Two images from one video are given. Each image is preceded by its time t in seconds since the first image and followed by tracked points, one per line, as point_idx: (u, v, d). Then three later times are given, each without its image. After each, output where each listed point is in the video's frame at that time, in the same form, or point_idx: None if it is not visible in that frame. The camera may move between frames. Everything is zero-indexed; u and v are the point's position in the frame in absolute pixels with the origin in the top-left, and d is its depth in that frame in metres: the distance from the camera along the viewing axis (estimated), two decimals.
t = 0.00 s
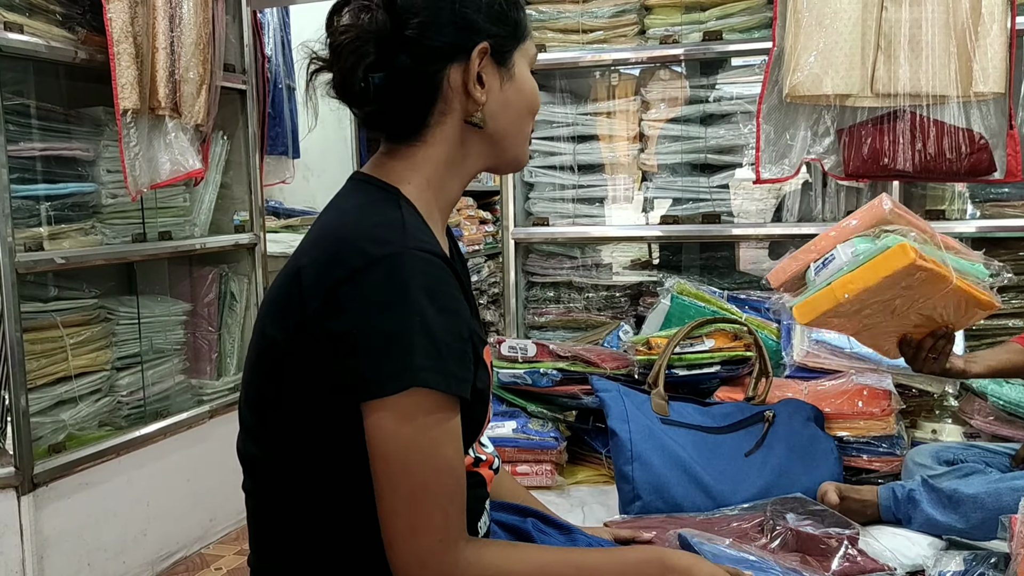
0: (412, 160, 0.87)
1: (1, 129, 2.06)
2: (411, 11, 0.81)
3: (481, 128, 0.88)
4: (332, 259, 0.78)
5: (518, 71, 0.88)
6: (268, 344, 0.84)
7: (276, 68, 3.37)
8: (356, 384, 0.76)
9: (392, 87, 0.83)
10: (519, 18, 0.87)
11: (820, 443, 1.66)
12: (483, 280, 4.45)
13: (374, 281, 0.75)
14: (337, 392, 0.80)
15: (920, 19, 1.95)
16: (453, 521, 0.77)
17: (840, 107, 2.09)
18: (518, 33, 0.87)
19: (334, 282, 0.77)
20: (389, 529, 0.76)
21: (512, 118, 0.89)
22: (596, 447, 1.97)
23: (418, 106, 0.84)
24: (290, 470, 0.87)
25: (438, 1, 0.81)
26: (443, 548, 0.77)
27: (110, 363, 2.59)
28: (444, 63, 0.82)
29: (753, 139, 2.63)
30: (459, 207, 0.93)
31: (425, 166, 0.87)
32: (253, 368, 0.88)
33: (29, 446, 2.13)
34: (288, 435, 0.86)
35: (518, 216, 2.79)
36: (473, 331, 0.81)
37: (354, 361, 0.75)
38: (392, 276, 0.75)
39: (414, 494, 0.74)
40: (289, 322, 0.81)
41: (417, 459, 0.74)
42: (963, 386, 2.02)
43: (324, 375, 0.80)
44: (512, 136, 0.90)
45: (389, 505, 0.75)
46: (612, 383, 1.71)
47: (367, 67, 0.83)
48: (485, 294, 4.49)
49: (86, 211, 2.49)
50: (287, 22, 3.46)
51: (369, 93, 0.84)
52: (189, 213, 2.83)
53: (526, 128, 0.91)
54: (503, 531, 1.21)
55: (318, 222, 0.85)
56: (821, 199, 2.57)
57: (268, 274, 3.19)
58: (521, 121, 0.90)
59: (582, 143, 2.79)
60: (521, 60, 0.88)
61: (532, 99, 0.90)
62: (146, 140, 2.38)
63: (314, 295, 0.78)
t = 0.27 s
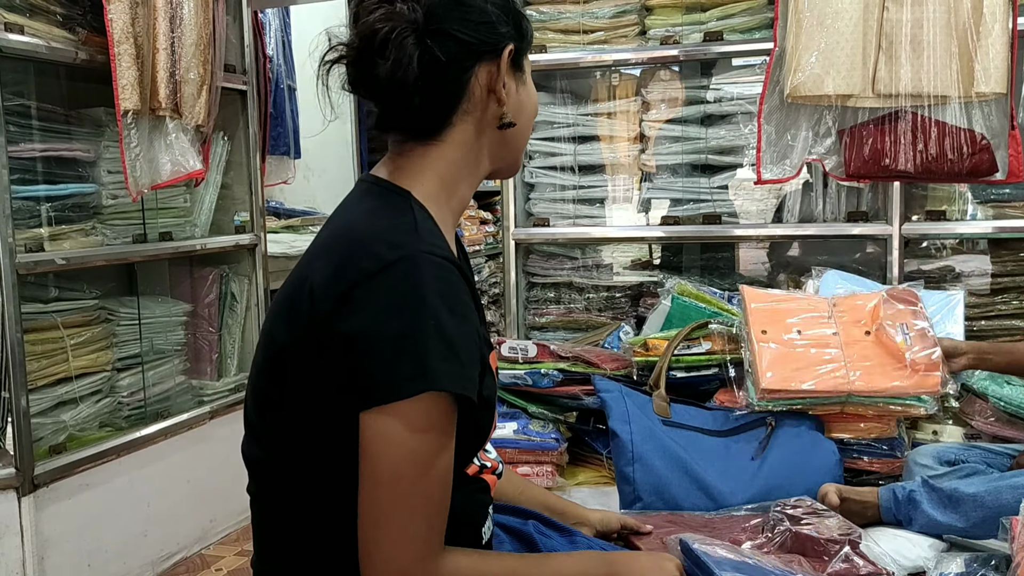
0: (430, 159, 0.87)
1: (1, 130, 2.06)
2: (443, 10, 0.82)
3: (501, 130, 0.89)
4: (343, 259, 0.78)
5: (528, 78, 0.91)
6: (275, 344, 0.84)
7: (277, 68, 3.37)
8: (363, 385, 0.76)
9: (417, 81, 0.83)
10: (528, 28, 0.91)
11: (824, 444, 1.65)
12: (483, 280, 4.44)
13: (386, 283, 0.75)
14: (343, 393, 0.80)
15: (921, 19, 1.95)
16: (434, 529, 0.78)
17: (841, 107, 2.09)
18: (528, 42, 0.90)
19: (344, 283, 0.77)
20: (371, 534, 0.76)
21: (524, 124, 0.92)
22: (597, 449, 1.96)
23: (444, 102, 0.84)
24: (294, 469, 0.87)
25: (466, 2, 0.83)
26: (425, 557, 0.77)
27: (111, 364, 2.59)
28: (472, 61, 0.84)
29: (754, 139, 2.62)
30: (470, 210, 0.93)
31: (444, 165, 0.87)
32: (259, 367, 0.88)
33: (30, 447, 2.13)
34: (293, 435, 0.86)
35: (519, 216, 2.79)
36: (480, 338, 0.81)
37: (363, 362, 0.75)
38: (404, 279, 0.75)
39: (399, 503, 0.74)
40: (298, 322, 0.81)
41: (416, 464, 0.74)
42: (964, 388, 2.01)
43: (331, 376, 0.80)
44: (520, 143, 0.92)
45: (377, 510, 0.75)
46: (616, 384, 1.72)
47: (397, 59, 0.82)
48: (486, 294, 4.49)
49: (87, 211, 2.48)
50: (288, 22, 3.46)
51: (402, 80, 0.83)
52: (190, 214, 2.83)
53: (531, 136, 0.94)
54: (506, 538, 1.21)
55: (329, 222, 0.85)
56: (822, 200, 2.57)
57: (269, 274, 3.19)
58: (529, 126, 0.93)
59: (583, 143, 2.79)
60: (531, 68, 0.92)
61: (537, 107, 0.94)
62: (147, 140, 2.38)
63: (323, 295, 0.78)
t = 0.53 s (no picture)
0: (428, 156, 0.87)
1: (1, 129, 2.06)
2: (442, 11, 0.82)
3: (498, 129, 0.89)
4: (346, 250, 0.78)
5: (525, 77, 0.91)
6: (280, 338, 0.84)
7: (276, 68, 3.37)
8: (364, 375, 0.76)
9: (415, 82, 0.83)
10: (528, 27, 0.90)
11: (824, 443, 1.65)
12: (483, 280, 4.44)
13: (388, 271, 0.76)
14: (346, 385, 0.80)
15: (921, 18, 1.95)
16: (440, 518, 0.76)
17: (840, 107, 2.09)
18: (527, 42, 0.90)
19: (347, 272, 0.77)
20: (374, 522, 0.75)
21: (522, 123, 0.92)
22: (596, 447, 1.97)
23: (442, 102, 0.84)
24: (299, 462, 0.87)
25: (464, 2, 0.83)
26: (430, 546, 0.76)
27: (110, 363, 2.59)
28: (470, 61, 0.84)
29: (754, 138, 2.62)
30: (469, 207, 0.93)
31: (442, 163, 0.87)
32: (264, 362, 0.88)
33: (29, 446, 2.13)
34: (297, 428, 0.86)
35: (518, 215, 2.79)
36: (483, 329, 0.81)
37: (365, 351, 0.75)
38: (406, 267, 0.75)
39: (402, 489, 0.73)
40: (302, 314, 0.81)
41: (419, 450, 0.74)
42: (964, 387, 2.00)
43: (335, 368, 0.80)
44: (518, 142, 0.92)
45: (378, 498, 0.74)
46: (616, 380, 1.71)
47: (396, 62, 0.82)
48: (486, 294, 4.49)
49: (86, 211, 2.48)
50: (287, 21, 3.46)
51: (399, 82, 0.83)
52: (190, 213, 2.83)
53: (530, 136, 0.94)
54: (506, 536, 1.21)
55: (333, 216, 0.85)
56: (822, 199, 2.57)
57: (269, 273, 3.19)
58: (527, 126, 0.93)
59: (582, 143, 2.79)
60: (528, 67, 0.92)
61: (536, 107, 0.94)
62: (147, 140, 2.39)
63: (327, 285, 0.78)
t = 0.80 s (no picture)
0: (428, 151, 0.86)
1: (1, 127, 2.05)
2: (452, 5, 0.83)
3: (500, 127, 0.90)
4: (342, 249, 0.78)
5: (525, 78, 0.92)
6: (277, 337, 0.84)
7: (277, 67, 3.37)
8: (358, 373, 0.76)
9: (422, 72, 0.83)
10: (528, 30, 0.92)
11: (823, 442, 1.64)
12: (484, 279, 4.44)
13: (383, 271, 0.75)
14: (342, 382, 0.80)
15: (922, 17, 1.95)
16: (435, 517, 0.76)
17: (842, 105, 2.09)
18: (528, 43, 0.91)
19: (342, 270, 0.77)
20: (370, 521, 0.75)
21: (520, 123, 0.93)
22: (597, 446, 1.97)
23: (446, 94, 0.84)
24: (297, 460, 0.87)
25: None
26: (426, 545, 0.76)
27: (111, 362, 2.59)
28: (476, 57, 0.84)
29: (755, 137, 2.62)
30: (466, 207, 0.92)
31: (441, 158, 0.87)
32: (260, 360, 0.88)
33: (29, 445, 2.12)
34: (293, 427, 0.86)
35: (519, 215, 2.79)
36: (478, 327, 0.81)
37: (361, 350, 0.75)
38: (402, 266, 0.75)
39: (397, 488, 0.74)
40: (298, 313, 0.81)
41: (414, 450, 0.73)
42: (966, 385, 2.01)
43: (331, 365, 0.80)
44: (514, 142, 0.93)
45: (374, 497, 0.74)
46: (615, 379, 1.70)
47: (405, 50, 0.83)
48: (487, 294, 4.49)
49: (87, 210, 2.48)
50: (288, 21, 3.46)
51: (406, 71, 0.83)
52: (190, 212, 2.83)
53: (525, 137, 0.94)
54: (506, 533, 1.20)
55: (329, 213, 0.85)
56: (823, 198, 2.57)
57: (269, 273, 3.19)
58: (524, 128, 0.94)
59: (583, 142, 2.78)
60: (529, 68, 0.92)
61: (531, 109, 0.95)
62: (148, 139, 2.38)
63: (322, 284, 0.78)
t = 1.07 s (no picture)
0: (430, 151, 0.86)
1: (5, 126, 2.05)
2: (461, 7, 0.84)
3: (502, 132, 0.90)
4: (347, 247, 0.78)
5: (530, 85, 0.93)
6: (284, 335, 0.85)
7: (278, 67, 3.37)
8: (360, 370, 0.75)
9: (428, 71, 0.83)
10: (535, 40, 0.93)
11: (825, 443, 1.64)
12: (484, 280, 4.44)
13: (387, 269, 0.75)
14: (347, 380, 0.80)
15: (923, 17, 1.95)
16: (434, 517, 0.76)
17: (843, 106, 2.09)
18: (534, 51, 0.92)
19: (346, 268, 0.77)
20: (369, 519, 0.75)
21: (523, 129, 0.93)
22: (598, 446, 1.96)
23: (451, 94, 0.84)
24: (300, 459, 0.87)
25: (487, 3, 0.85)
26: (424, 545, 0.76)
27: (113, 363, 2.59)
28: (482, 59, 0.85)
29: (756, 138, 2.62)
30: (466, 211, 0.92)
31: (443, 158, 0.87)
32: (267, 360, 0.88)
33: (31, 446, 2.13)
34: (298, 426, 0.86)
35: (520, 215, 2.79)
36: (480, 329, 0.80)
37: (364, 348, 0.75)
38: (406, 265, 0.75)
39: (397, 486, 0.73)
40: (304, 312, 0.81)
41: (414, 449, 0.73)
42: (966, 385, 2.01)
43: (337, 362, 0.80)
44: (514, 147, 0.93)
45: (372, 495, 0.74)
46: (616, 380, 1.70)
47: (414, 50, 0.83)
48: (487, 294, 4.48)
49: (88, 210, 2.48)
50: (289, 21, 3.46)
51: (417, 71, 0.84)
52: (191, 213, 2.83)
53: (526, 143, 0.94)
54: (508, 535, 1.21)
55: (334, 211, 0.85)
56: (824, 198, 2.57)
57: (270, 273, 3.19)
58: (526, 136, 0.94)
59: (584, 142, 2.79)
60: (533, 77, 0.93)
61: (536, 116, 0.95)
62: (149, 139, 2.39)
63: (327, 282, 0.79)
